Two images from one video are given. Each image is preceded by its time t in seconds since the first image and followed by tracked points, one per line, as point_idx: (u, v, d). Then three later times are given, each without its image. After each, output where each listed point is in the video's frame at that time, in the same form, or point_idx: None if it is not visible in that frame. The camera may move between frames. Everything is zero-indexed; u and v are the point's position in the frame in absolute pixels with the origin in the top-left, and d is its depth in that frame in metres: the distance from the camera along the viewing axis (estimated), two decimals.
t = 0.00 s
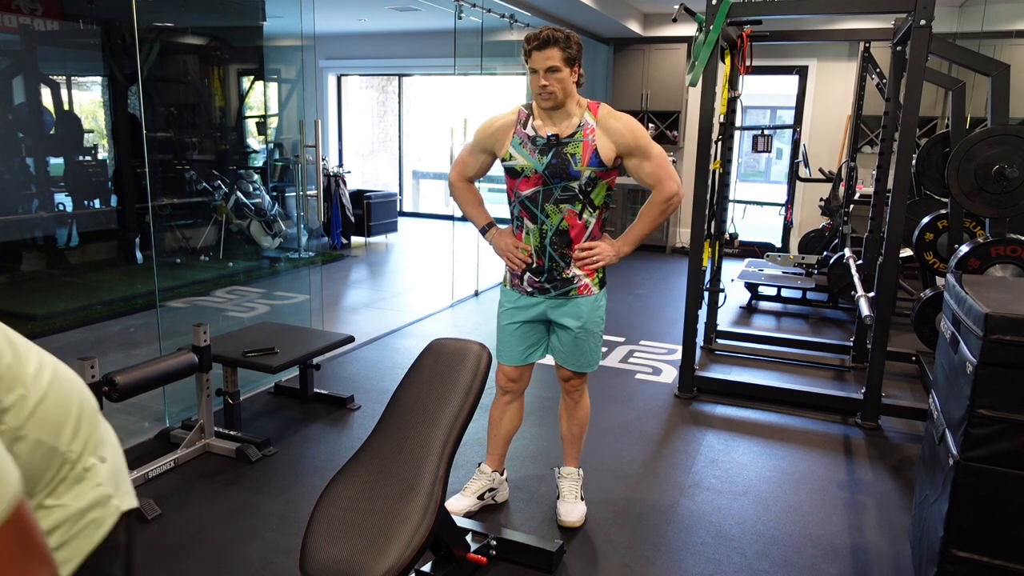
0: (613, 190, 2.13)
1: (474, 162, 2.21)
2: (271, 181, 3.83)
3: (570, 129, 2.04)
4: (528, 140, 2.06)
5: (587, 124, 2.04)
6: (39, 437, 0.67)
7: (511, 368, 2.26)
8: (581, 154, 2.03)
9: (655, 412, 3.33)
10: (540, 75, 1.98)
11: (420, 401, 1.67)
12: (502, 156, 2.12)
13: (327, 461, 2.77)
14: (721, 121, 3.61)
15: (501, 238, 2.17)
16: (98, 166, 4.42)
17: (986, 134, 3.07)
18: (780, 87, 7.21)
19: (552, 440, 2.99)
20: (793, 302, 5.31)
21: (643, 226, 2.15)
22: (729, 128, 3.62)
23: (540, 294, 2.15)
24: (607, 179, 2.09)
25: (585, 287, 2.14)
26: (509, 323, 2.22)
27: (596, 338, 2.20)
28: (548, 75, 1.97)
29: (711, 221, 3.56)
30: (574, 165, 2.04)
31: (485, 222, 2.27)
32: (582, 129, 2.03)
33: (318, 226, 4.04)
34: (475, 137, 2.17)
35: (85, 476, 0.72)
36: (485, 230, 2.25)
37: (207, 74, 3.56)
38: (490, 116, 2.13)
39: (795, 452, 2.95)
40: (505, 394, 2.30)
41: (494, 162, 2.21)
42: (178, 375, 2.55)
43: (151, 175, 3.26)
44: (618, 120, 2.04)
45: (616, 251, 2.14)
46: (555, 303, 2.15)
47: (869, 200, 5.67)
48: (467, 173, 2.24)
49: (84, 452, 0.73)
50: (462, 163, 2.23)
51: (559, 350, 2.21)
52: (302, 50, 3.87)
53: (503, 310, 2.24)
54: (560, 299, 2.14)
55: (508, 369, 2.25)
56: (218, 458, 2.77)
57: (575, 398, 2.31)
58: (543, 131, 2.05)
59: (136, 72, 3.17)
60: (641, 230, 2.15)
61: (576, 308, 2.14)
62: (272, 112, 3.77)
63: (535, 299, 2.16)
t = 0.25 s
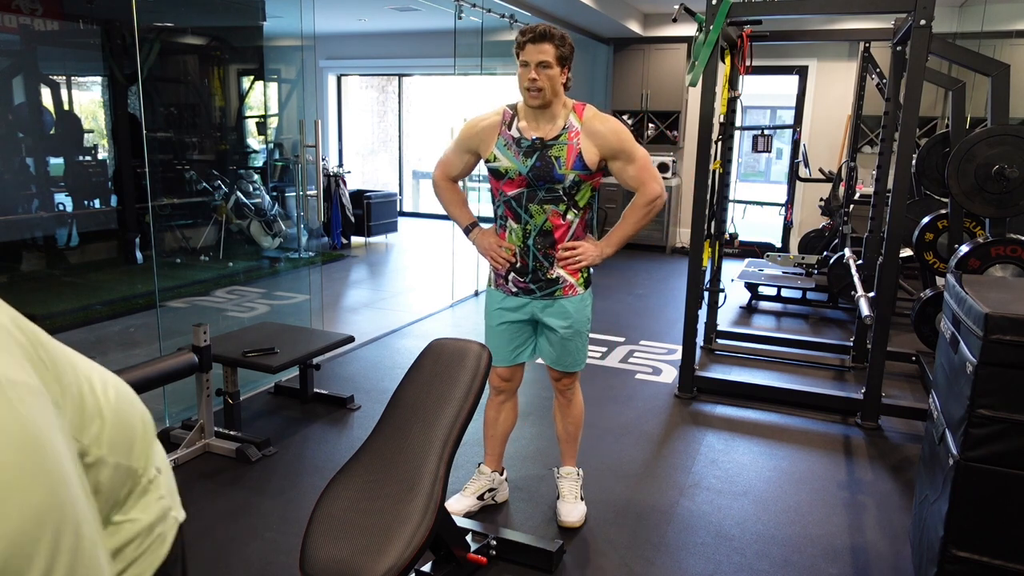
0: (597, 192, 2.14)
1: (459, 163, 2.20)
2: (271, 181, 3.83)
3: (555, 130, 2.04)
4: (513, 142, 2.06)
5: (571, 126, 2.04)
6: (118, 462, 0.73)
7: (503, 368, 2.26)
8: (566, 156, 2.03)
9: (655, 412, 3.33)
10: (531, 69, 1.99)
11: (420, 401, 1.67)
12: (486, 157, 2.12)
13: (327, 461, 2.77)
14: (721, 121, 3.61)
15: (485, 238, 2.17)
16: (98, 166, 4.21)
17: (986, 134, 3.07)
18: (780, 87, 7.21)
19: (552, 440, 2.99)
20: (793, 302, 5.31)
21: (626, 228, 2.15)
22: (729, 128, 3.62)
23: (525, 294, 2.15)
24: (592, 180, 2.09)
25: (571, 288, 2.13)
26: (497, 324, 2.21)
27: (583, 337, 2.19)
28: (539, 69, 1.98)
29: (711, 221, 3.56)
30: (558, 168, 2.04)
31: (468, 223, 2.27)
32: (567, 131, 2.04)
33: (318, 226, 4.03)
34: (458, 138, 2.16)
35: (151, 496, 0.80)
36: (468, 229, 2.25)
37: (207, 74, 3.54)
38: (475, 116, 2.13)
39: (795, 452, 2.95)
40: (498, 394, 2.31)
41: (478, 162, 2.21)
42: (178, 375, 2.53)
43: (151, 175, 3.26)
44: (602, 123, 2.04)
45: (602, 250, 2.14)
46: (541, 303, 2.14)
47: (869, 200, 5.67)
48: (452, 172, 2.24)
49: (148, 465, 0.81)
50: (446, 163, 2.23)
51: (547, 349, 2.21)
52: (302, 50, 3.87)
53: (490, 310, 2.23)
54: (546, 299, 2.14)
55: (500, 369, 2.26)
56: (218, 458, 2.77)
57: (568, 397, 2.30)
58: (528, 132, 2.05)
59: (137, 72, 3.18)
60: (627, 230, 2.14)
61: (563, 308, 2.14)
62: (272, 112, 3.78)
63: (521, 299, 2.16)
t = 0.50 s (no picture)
0: (586, 195, 2.15)
1: (447, 163, 2.20)
2: (271, 181, 3.84)
3: (547, 133, 2.04)
4: (503, 145, 2.06)
5: (563, 130, 2.04)
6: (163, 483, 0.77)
7: (496, 368, 2.27)
8: (556, 160, 2.04)
9: (655, 412, 3.33)
10: (529, 68, 1.97)
11: (420, 400, 1.67)
12: (476, 159, 2.12)
13: (327, 461, 2.77)
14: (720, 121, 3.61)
15: (473, 238, 2.17)
16: (98, 167, 4.19)
17: (986, 134, 3.07)
18: (780, 87, 7.21)
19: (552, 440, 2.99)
20: (793, 302, 5.31)
21: (613, 231, 2.17)
22: (729, 128, 3.62)
23: (513, 295, 2.15)
24: (581, 184, 2.09)
25: (560, 288, 2.13)
26: (486, 325, 2.21)
27: (572, 337, 2.19)
28: (537, 69, 1.97)
29: (711, 221, 3.56)
30: (548, 172, 2.04)
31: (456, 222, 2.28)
32: (558, 135, 2.04)
33: (318, 226, 4.05)
34: (446, 139, 2.16)
35: (191, 504, 0.86)
36: (458, 230, 2.26)
37: (207, 73, 3.53)
38: (465, 117, 2.12)
39: (795, 452, 2.95)
40: (494, 395, 2.31)
41: (467, 163, 2.21)
42: (179, 375, 2.52)
43: (151, 175, 3.26)
44: (593, 127, 2.05)
45: (592, 251, 2.14)
46: (530, 303, 2.14)
47: (869, 200, 5.67)
48: (441, 173, 2.23)
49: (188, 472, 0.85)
50: (436, 164, 2.22)
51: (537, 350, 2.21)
52: (302, 50, 3.91)
53: (479, 311, 2.23)
54: (535, 300, 2.14)
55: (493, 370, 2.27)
56: (218, 458, 2.77)
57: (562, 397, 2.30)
58: (519, 135, 2.05)
59: (137, 72, 3.19)
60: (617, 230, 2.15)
61: (552, 308, 2.14)
62: (272, 112, 3.78)
63: (510, 299, 2.16)
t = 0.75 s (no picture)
0: (587, 194, 2.15)
1: (447, 159, 2.18)
2: (271, 181, 3.83)
3: (551, 130, 2.04)
4: (507, 139, 2.05)
5: (567, 127, 2.05)
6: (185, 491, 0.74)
7: (496, 368, 2.27)
8: (560, 156, 2.04)
9: (655, 412, 3.33)
10: (535, 66, 1.98)
11: (420, 400, 1.67)
12: (479, 153, 2.10)
13: (327, 461, 2.77)
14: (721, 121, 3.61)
15: (474, 237, 2.16)
16: (98, 167, 4.17)
17: (986, 134, 3.07)
18: (780, 87, 7.21)
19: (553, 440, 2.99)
20: (793, 302, 5.31)
21: (614, 231, 2.17)
22: (729, 128, 3.62)
23: (514, 295, 2.15)
24: (584, 183, 2.10)
25: (561, 288, 2.14)
26: (487, 325, 2.21)
27: (573, 337, 2.20)
28: (543, 67, 1.97)
29: (711, 221, 3.55)
30: (552, 168, 2.04)
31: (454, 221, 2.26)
32: (562, 131, 2.04)
33: (318, 226, 4.03)
34: (446, 134, 2.15)
35: (207, 506, 0.83)
36: (458, 229, 2.24)
37: (207, 73, 3.55)
38: (467, 112, 2.11)
39: (795, 452, 2.94)
40: (494, 394, 2.31)
41: (467, 159, 2.20)
42: (179, 375, 2.52)
43: (151, 175, 3.26)
44: (596, 124, 2.06)
45: (594, 252, 2.14)
46: (531, 303, 2.14)
47: (869, 200, 5.67)
48: (440, 169, 2.20)
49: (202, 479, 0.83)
50: (435, 158, 2.19)
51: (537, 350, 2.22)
52: (302, 51, 3.88)
53: (481, 311, 2.23)
54: (536, 300, 2.14)
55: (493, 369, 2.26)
56: (218, 458, 2.77)
57: (563, 398, 2.30)
58: (524, 132, 2.04)
59: (138, 72, 3.20)
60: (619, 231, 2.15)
61: (553, 309, 2.14)
62: (272, 112, 3.77)
63: (511, 299, 2.16)
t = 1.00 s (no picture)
0: (601, 193, 2.15)
1: (460, 162, 2.18)
2: (271, 181, 3.83)
3: (565, 129, 2.04)
4: (520, 138, 2.06)
5: (580, 125, 2.05)
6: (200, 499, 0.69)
7: (504, 368, 2.26)
8: (574, 155, 2.04)
9: (655, 412, 3.33)
10: (549, 68, 1.99)
11: (420, 400, 1.67)
12: (492, 153, 2.11)
13: (327, 461, 2.77)
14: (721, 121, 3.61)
15: (489, 241, 2.17)
16: (98, 166, 4.15)
17: (986, 134, 3.07)
18: (780, 87, 7.21)
19: (553, 440, 2.99)
20: (793, 302, 5.31)
21: (629, 231, 2.15)
22: (729, 128, 3.62)
23: (526, 296, 2.15)
24: (597, 182, 2.10)
25: (573, 288, 2.14)
26: (498, 326, 2.22)
27: (584, 338, 2.20)
28: (556, 69, 1.98)
29: (711, 221, 3.55)
30: (566, 167, 2.04)
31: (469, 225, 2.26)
32: (575, 130, 2.04)
33: (318, 227, 4.01)
34: (459, 137, 2.15)
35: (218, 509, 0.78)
36: (472, 233, 2.24)
37: (207, 73, 3.56)
38: (480, 113, 2.11)
39: (795, 452, 2.95)
40: (499, 394, 2.31)
41: (481, 160, 2.20)
42: (179, 375, 2.52)
43: (151, 175, 3.26)
44: (610, 123, 2.06)
45: (607, 251, 2.14)
46: (543, 303, 2.14)
47: (869, 200, 5.67)
48: (453, 171, 2.21)
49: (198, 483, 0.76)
50: (448, 160, 2.20)
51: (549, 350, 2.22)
52: (302, 50, 3.85)
53: (492, 311, 2.23)
54: (549, 300, 2.14)
55: (501, 370, 2.26)
56: (218, 458, 2.77)
57: (571, 398, 2.31)
58: (538, 131, 2.05)
59: (138, 72, 3.19)
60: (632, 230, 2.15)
61: (565, 309, 2.14)
62: (272, 112, 3.77)
63: (524, 300, 2.16)
